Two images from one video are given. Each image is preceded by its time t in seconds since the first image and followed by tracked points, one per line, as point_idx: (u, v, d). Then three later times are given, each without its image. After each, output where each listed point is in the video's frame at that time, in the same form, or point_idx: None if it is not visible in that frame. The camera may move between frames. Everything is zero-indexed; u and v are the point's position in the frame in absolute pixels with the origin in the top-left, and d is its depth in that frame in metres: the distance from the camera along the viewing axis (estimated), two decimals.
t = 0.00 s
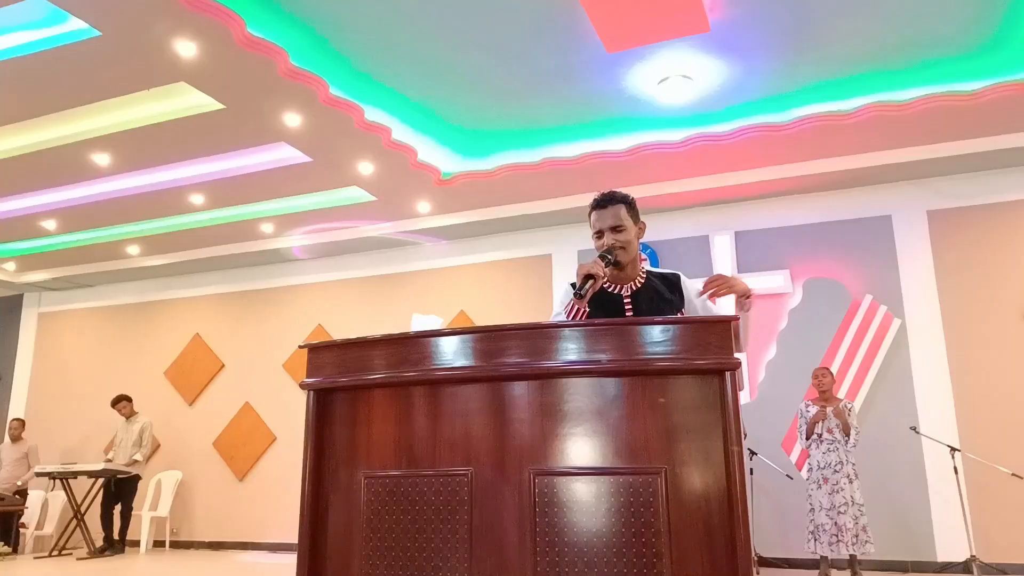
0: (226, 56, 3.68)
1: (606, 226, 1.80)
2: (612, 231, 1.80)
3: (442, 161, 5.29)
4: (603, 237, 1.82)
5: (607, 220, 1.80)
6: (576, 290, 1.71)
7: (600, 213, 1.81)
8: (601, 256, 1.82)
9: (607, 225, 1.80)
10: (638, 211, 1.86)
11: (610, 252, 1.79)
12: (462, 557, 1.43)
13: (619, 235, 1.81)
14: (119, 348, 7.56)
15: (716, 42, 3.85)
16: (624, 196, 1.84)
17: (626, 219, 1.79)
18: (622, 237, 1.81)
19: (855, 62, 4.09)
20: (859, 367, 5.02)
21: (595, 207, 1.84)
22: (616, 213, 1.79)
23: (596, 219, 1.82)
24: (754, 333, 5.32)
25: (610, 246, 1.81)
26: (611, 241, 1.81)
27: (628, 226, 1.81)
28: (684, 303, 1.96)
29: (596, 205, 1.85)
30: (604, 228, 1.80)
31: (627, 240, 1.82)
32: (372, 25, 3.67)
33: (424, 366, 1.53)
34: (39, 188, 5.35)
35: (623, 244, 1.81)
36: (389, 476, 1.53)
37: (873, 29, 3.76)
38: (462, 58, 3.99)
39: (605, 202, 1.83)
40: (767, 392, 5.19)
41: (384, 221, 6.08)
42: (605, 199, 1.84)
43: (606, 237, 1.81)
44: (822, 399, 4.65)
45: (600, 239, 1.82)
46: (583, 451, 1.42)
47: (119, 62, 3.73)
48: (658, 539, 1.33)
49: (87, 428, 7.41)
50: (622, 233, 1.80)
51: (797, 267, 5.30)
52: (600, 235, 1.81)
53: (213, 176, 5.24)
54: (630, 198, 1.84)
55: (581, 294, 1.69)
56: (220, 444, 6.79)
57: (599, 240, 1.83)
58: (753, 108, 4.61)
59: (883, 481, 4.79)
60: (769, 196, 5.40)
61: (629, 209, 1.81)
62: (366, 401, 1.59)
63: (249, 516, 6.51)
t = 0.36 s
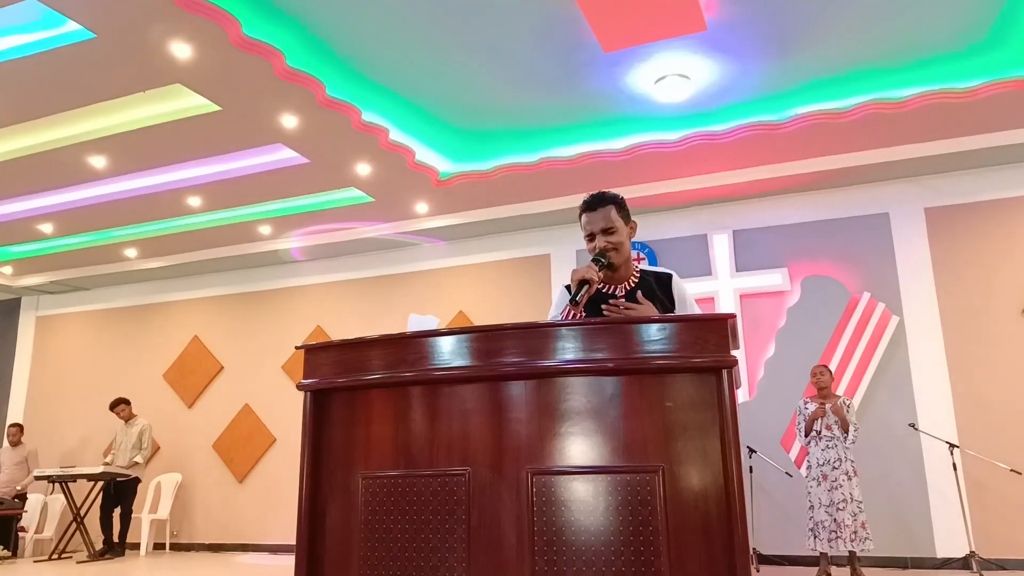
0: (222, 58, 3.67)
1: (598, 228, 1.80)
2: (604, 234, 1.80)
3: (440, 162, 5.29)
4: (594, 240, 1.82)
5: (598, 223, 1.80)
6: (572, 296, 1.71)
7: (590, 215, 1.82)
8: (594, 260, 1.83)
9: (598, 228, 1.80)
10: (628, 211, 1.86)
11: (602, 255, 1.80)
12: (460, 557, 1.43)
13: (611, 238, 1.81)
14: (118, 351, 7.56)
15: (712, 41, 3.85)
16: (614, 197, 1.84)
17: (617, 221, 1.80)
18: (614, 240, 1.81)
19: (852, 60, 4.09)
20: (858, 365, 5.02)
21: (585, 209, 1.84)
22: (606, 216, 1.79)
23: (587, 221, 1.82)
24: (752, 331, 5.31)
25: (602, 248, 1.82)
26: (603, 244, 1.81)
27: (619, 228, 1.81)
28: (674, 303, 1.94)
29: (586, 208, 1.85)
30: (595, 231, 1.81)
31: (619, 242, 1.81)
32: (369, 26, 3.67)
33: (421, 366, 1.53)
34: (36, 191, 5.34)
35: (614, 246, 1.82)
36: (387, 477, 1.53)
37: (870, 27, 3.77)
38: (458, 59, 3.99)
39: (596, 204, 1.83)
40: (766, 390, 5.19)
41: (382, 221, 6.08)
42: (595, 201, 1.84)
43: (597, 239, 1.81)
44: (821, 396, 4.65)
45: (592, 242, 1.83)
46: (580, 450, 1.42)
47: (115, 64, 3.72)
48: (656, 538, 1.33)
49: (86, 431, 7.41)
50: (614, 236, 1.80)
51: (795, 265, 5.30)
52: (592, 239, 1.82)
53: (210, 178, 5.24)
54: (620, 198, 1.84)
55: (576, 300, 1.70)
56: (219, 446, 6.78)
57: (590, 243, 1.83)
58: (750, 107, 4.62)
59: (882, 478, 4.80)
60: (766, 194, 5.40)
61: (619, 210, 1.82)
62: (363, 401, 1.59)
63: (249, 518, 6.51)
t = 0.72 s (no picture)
0: (221, 57, 3.67)
1: (597, 231, 1.80)
2: (603, 236, 1.80)
3: (439, 161, 5.29)
4: (594, 242, 1.81)
5: (598, 225, 1.80)
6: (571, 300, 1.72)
7: (590, 217, 1.81)
8: (593, 262, 1.83)
9: (598, 230, 1.80)
10: (628, 214, 1.86)
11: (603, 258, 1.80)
12: (458, 557, 1.42)
13: (611, 240, 1.80)
14: (117, 350, 7.55)
15: (712, 41, 3.85)
16: (614, 199, 1.84)
17: (616, 223, 1.79)
18: (614, 242, 1.80)
19: (852, 60, 4.09)
20: (856, 366, 5.02)
21: (586, 210, 1.84)
22: (607, 218, 1.79)
23: (587, 223, 1.82)
24: (752, 332, 5.31)
25: (602, 251, 1.81)
26: (603, 246, 1.80)
27: (619, 230, 1.81)
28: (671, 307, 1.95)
29: (586, 209, 1.84)
30: (595, 233, 1.80)
31: (618, 244, 1.81)
32: (369, 25, 3.67)
33: (420, 366, 1.53)
34: (35, 190, 5.33)
35: (614, 248, 1.81)
36: (385, 477, 1.52)
37: (870, 27, 3.77)
38: (458, 58, 3.99)
39: (596, 206, 1.83)
40: (765, 391, 5.19)
41: (381, 221, 6.08)
42: (595, 202, 1.84)
43: (597, 241, 1.81)
44: (820, 396, 4.65)
45: (591, 243, 1.82)
46: (579, 451, 1.42)
47: (115, 63, 3.72)
48: (654, 538, 1.33)
49: (85, 429, 7.40)
50: (613, 238, 1.80)
51: (795, 265, 5.30)
52: (591, 241, 1.81)
53: (209, 177, 5.23)
54: (620, 201, 1.84)
55: (576, 304, 1.70)
56: (218, 445, 6.78)
57: (589, 245, 1.83)
58: (750, 107, 4.62)
59: (881, 479, 4.80)
60: (765, 195, 5.40)
61: (619, 212, 1.82)
62: (362, 401, 1.59)
63: (247, 517, 6.51)
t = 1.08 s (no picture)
0: (223, 56, 3.67)
1: (602, 230, 1.80)
2: (608, 235, 1.80)
3: (440, 161, 5.29)
4: (598, 242, 1.81)
5: (602, 224, 1.80)
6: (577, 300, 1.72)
7: (595, 217, 1.81)
8: (598, 261, 1.83)
9: (603, 229, 1.80)
10: (631, 214, 1.86)
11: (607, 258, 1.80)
12: (458, 557, 1.43)
13: (615, 240, 1.80)
14: (116, 349, 7.55)
15: (713, 43, 3.85)
16: (618, 199, 1.84)
17: (621, 223, 1.79)
18: (618, 242, 1.80)
19: (853, 62, 4.09)
20: (856, 368, 5.02)
21: (590, 209, 1.84)
22: (611, 217, 1.79)
23: (591, 222, 1.82)
24: (751, 333, 5.31)
25: (606, 250, 1.81)
26: (607, 245, 1.80)
27: (623, 230, 1.81)
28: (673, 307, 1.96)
29: (590, 208, 1.84)
30: (599, 233, 1.80)
31: (622, 244, 1.81)
32: (369, 25, 3.67)
33: (420, 366, 1.53)
34: (36, 188, 5.34)
35: (618, 248, 1.81)
36: (385, 477, 1.53)
37: (872, 29, 3.77)
38: (459, 58, 3.99)
39: (600, 205, 1.83)
40: (765, 392, 5.19)
41: (382, 221, 6.08)
42: (600, 202, 1.84)
43: (601, 241, 1.81)
44: (820, 398, 4.66)
45: (596, 243, 1.82)
46: (579, 452, 1.42)
47: (116, 63, 3.72)
48: (654, 539, 1.33)
49: (84, 428, 7.40)
50: (618, 238, 1.80)
51: (795, 267, 5.31)
52: (596, 240, 1.81)
53: (210, 177, 5.24)
54: (624, 201, 1.84)
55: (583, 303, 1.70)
56: (217, 444, 6.78)
57: (594, 244, 1.82)
58: (750, 109, 4.62)
59: (880, 481, 4.80)
60: (766, 196, 5.41)
61: (624, 212, 1.82)
62: (362, 401, 1.59)
63: (246, 516, 6.51)
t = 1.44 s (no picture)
0: (227, 56, 3.68)
1: (609, 231, 1.80)
2: (615, 236, 1.80)
3: (443, 162, 5.29)
4: (605, 242, 1.82)
5: (609, 225, 1.80)
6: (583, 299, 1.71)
7: (602, 217, 1.81)
8: (604, 261, 1.83)
9: (610, 230, 1.80)
10: (638, 215, 1.86)
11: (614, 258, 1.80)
12: (460, 557, 1.43)
13: (621, 240, 1.81)
14: (119, 348, 7.56)
15: (716, 44, 3.85)
16: (625, 200, 1.84)
17: (628, 224, 1.80)
18: (624, 242, 1.81)
19: (856, 65, 4.09)
20: (858, 370, 5.02)
21: (597, 209, 1.84)
22: (618, 218, 1.79)
23: (598, 222, 1.82)
24: (753, 335, 5.32)
25: (612, 250, 1.82)
26: (614, 246, 1.80)
27: (630, 231, 1.81)
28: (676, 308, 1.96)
29: (598, 208, 1.85)
30: (607, 233, 1.80)
31: (628, 245, 1.82)
32: (373, 26, 3.68)
33: (423, 366, 1.53)
34: (39, 187, 5.35)
35: (624, 249, 1.82)
36: (387, 476, 1.53)
37: (875, 32, 3.77)
38: (462, 59, 3.99)
39: (607, 206, 1.83)
40: (766, 394, 5.19)
41: (384, 221, 6.09)
42: (607, 202, 1.84)
43: (608, 241, 1.81)
44: (822, 401, 4.66)
45: (602, 243, 1.82)
46: (582, 452, 1.42)
47: (120, 62, 3.73)
48: (656, 540, 1.33)
49: (86, 426, 7.42)
50: (624, 238, 1.81)
51: (797, 269, 5.31)
52: (602, 240, 1.81)
53: (214, 176, 5.25)
54: (631, 202, 1.85)
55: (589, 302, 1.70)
56: (219, 443, 6.79)
57: (601, 244, 1.83)
58: (753, 111, 4.62)
59: (881, 484, 4.80)
60: (768, 198, 5.41)
61: (631, 213, 1.82)
62: (365, 401, 1.60)
63: (247, 515, 6.51)
